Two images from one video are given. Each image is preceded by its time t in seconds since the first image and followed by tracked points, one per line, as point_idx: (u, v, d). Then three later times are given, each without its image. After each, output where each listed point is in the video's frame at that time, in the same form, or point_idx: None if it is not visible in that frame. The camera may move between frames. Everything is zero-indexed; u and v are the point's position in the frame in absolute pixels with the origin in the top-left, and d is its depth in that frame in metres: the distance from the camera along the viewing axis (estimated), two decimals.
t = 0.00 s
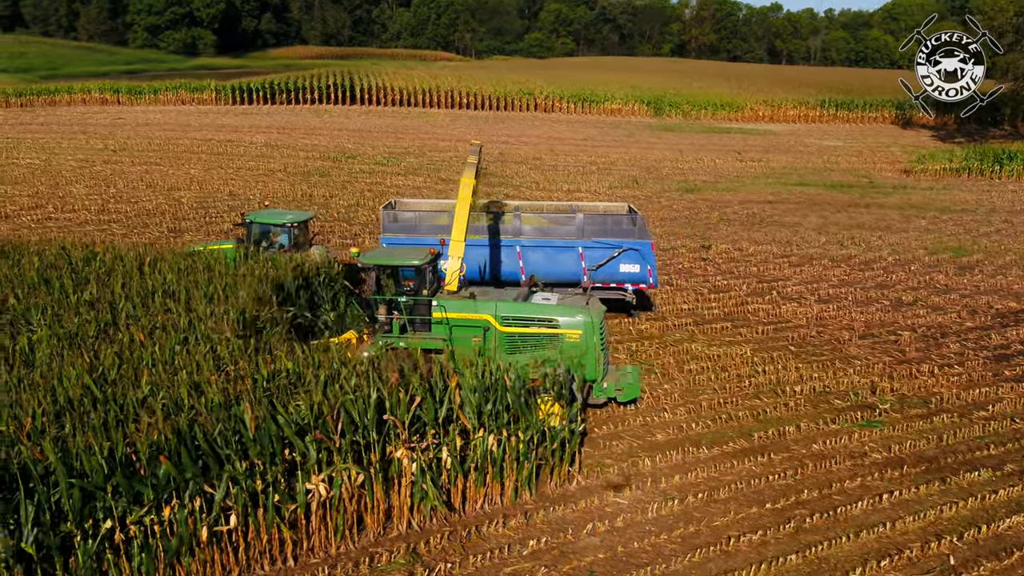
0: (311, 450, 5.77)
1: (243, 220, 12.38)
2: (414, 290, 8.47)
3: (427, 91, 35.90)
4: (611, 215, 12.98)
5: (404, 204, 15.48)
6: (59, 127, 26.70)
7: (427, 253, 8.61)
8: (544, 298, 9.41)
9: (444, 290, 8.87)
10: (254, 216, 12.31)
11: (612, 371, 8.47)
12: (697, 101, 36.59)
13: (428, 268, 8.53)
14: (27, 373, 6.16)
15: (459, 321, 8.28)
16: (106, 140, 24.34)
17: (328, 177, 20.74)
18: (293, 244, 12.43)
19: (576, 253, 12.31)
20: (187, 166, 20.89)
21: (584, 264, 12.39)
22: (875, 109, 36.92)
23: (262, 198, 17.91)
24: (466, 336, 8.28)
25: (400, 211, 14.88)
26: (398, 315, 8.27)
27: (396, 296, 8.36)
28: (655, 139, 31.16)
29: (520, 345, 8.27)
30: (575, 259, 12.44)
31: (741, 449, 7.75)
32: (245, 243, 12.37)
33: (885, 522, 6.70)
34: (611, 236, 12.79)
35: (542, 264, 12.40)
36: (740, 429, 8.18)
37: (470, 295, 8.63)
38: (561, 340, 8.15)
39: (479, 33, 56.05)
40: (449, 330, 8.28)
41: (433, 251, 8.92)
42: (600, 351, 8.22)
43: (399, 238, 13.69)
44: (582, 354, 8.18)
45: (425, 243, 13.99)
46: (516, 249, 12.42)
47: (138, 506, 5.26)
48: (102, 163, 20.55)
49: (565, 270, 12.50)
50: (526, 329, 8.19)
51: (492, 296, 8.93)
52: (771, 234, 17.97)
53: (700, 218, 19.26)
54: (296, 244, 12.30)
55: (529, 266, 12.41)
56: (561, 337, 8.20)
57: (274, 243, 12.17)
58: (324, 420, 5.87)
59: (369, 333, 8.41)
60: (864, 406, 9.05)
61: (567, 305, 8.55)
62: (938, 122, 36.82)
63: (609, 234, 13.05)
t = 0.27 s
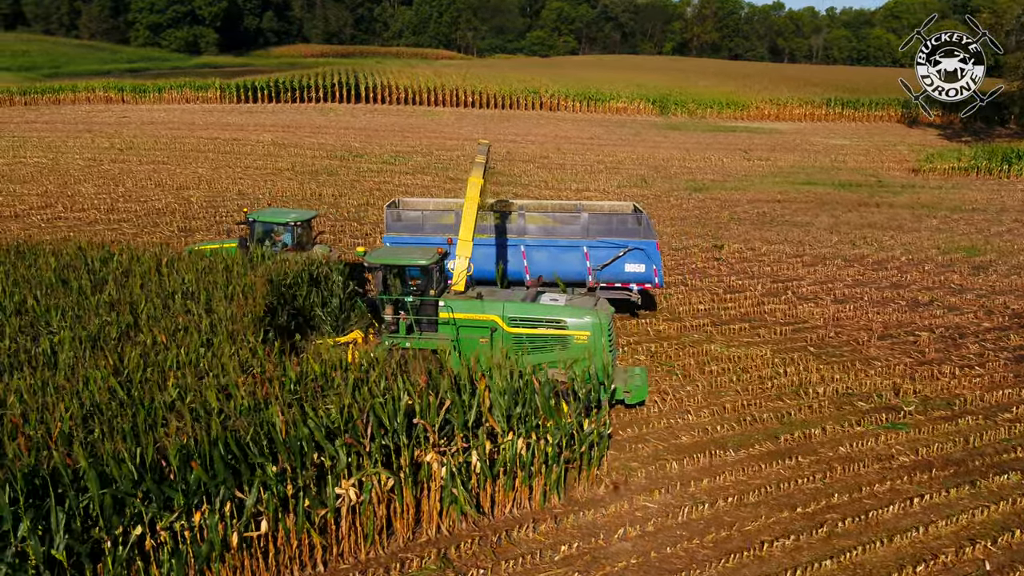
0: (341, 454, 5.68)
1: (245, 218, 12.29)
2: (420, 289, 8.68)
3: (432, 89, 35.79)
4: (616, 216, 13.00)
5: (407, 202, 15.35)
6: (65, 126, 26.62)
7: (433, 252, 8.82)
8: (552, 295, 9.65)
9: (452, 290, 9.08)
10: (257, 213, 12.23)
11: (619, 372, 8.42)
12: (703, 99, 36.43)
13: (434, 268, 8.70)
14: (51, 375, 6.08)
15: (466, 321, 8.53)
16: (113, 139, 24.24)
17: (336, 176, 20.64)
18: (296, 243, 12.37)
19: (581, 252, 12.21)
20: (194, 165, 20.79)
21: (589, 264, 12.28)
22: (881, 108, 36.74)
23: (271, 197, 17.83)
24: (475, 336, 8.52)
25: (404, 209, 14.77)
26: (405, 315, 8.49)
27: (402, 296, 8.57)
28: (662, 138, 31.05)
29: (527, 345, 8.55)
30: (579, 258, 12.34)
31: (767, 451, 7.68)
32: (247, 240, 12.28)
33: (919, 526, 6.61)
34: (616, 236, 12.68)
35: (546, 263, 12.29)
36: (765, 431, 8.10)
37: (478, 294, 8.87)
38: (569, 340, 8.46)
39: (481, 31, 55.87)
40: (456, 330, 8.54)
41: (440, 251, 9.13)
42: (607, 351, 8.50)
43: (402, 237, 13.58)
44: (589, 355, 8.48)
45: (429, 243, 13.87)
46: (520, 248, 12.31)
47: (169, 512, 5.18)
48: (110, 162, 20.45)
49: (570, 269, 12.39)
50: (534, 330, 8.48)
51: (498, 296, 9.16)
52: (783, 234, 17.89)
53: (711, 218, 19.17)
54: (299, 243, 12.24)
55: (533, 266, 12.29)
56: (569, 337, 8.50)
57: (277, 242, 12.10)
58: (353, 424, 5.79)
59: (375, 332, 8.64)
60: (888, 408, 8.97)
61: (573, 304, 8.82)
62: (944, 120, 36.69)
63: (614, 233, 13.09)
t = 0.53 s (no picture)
0: (373, 461, 5.58)
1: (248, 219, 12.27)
2: (427, 290, 8.69)
3: (437, 89, 35.69)
4: (621, 216, 12.95)
5: (411, 203, 15.21)
6: (70, 126, 26.54)
7: (441, 254, 8.83)
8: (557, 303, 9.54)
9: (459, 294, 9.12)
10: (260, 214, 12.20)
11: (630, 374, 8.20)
12: (709, 99, 36.25)
13: (441, 270, 8.68)
14: (78, 380, 6.00)
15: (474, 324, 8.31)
16: (119, 139, 24.15)
17: (344, 177, 20.54)
18: (299, 244, 12.31)
19: (585, 253, 12.07)
20: (202, 165, 20.69)
21: (594, 265, 12.13)
22: (887, 108, 36.60)
23: (280, 197, 17.74)
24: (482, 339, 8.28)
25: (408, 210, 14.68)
26: (412, 317, 8.28)
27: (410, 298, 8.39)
28: (668, 138, 30.92)
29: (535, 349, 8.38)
30: (584, 259, 12.21)
31: (795, 457, 7.59)
32: (249, 241, 12.26)
33: (953, 533, 6.52)
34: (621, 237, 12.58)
35: (550, 264, 12.14)
36: (791, 436, 8.02)
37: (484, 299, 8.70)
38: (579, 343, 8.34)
39: (483, 31, 55.58)
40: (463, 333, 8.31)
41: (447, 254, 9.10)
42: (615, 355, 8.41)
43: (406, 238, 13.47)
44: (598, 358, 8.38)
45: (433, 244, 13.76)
46: (525, 249, 12.14)
47: (200, 520, 5.09)
48: (117, 162, 20.35)
49: (575, 270, 12.25)
50: (543, 332, 8.30)
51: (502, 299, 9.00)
52: (794, 234, 17.79)
53: (721, 218, 19.08)
54: (301, 244, 12.17)
55: (537, 267, 12.11)
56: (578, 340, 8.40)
57: (280, 243, 12.06)
58: (384, 430, 5.70)
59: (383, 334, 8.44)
60: (913, 411, 8.87)
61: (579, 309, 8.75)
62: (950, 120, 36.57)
63: (619, 235, 13.02)
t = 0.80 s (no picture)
0: (406, 468, 5.48)
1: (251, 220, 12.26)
2: (433, 293, 8.76)
3: (442, 89, 35.61)
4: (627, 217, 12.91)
5: (414, 205, 15.19)
6: (75, 126, 26.45)
7: (447, 255, 8.87)
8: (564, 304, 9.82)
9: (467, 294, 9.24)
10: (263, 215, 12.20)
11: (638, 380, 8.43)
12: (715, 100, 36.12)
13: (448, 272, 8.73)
14: (104, 386, 5.89)
15: (483, 326, 8.60)
16: (125, 140, 24.05)
17: (352, 178, 20.46)
18: (302, 245, 12.32)
19: (590, 255, 12.03)
20: (210, 166, 20.60)
21: (599, 266, 12.12)
22: (892, 108, 36.47)
23: (290, 198, 17.67)
24: (492, 340, 8.58)
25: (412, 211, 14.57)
26: (420, 319, 8.50)
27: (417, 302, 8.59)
28: (674, 139, 30.83)
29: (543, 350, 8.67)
30: (589, 261, 12.18)
31: (824, 462, 7.50)
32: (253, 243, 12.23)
33: (990, 540, 6.42)
34: (626, 239, 12.50)
35: (555, 265, 12.10)
36: (819, 441, 7.93)
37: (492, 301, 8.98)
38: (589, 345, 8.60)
39: (485, 31, 55.45)
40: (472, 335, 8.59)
41: (454, 254, 9.12)
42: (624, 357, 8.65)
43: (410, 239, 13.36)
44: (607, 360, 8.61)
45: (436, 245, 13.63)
46: (530, 251, 12.14)
47: (233, 529, 4.99)
48: (124, 163, 20.26)
49: (579, 272, 12.22)
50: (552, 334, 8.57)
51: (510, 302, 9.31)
52: (806, 236, 17.70)
53: (732, 219, 18.99)
54: (305, 245, 12.17)
55: (542, 269, 12.14)
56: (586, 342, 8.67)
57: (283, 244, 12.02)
58: (418, 436, 5.61)
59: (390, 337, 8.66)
60: (939, 416, 8.78)
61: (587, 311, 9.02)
62: (956, 121, 36.46)
63: (624, 236, 12.93)
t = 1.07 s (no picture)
0: (441, 476, 5.39)
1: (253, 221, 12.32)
2: (438, 295, 9.27)
3: (447, 90, 35.51)
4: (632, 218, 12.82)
5: (419, 206, 15.22)
6: (80, 127, 26.33)
7: (453, 260, 9.45)
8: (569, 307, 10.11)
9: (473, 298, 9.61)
10: (265, 217, 12.26)
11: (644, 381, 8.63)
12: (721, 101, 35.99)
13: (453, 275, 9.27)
14: (130, 392, 5.78)
15: (490, 330, 8.92)
16: (132, 141, 23.94)
17: (361, 179, 20.36)
18: (304, 246, 12.42)
19: (596, 256, 11.96)
20: (218, 167, 20.49)
21: (605, 268, 12.06)
22: (899, 109, 36.34)
23: (300, 199, 17.58)
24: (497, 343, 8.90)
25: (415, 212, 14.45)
26: (427, 322, 8.83)
27: (423, 305, 9.05)
28: (682, 140, 30.75)
29: (550, 353, 9.00)
30: (594, 263, 12.12)
31: (854, 468, 7.40)
32: (256, 245, 12.31)
33: None
34: (633, 240, 12.43)
35: (560, 267, 12.04)
36: (848, 446, 7.82)
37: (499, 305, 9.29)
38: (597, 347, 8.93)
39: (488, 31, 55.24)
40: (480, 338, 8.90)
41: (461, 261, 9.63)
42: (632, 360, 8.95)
43: (415, 240, 13.22)
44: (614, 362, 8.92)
45: (440, 246, 13.47)
46: (535, 252, 12.06)
47: (266, 540, 4.89)
48: (132, 164, 20.17)
49: (584, 274, 12.15)
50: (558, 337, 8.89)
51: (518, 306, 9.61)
52: (819, 237, 17.60)
53: (744, 221, 18.90)
54: (307, 246, 12.27)
55: (547, 270, 12.06)
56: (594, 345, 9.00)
57: (285, 244, 12.16)
58: (452, 443, 5.51)
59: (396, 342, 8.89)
60: (966, 421, 8.67)
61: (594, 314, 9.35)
62: (963, 121, 36.32)
63: (630, 237, 12.85)
